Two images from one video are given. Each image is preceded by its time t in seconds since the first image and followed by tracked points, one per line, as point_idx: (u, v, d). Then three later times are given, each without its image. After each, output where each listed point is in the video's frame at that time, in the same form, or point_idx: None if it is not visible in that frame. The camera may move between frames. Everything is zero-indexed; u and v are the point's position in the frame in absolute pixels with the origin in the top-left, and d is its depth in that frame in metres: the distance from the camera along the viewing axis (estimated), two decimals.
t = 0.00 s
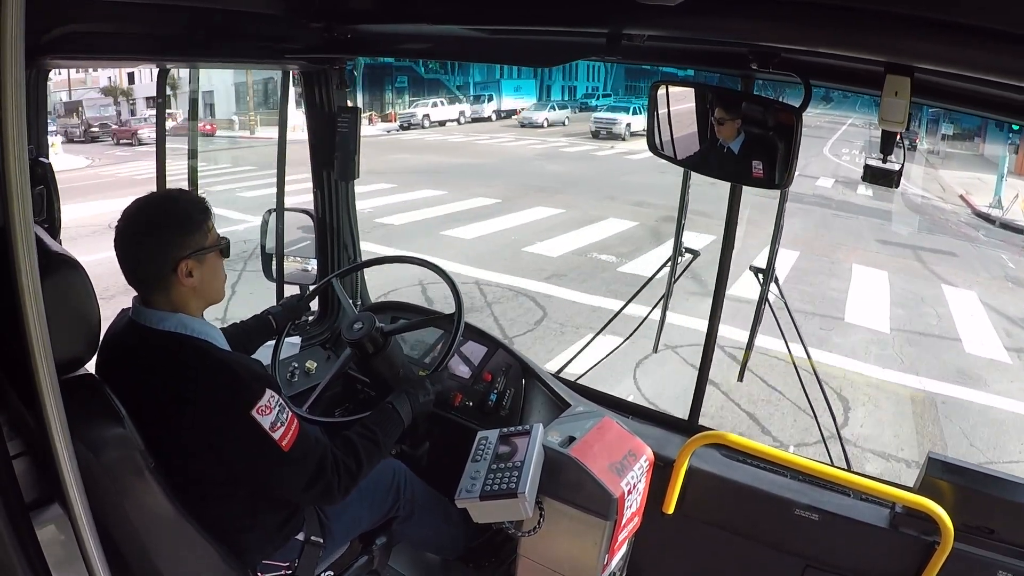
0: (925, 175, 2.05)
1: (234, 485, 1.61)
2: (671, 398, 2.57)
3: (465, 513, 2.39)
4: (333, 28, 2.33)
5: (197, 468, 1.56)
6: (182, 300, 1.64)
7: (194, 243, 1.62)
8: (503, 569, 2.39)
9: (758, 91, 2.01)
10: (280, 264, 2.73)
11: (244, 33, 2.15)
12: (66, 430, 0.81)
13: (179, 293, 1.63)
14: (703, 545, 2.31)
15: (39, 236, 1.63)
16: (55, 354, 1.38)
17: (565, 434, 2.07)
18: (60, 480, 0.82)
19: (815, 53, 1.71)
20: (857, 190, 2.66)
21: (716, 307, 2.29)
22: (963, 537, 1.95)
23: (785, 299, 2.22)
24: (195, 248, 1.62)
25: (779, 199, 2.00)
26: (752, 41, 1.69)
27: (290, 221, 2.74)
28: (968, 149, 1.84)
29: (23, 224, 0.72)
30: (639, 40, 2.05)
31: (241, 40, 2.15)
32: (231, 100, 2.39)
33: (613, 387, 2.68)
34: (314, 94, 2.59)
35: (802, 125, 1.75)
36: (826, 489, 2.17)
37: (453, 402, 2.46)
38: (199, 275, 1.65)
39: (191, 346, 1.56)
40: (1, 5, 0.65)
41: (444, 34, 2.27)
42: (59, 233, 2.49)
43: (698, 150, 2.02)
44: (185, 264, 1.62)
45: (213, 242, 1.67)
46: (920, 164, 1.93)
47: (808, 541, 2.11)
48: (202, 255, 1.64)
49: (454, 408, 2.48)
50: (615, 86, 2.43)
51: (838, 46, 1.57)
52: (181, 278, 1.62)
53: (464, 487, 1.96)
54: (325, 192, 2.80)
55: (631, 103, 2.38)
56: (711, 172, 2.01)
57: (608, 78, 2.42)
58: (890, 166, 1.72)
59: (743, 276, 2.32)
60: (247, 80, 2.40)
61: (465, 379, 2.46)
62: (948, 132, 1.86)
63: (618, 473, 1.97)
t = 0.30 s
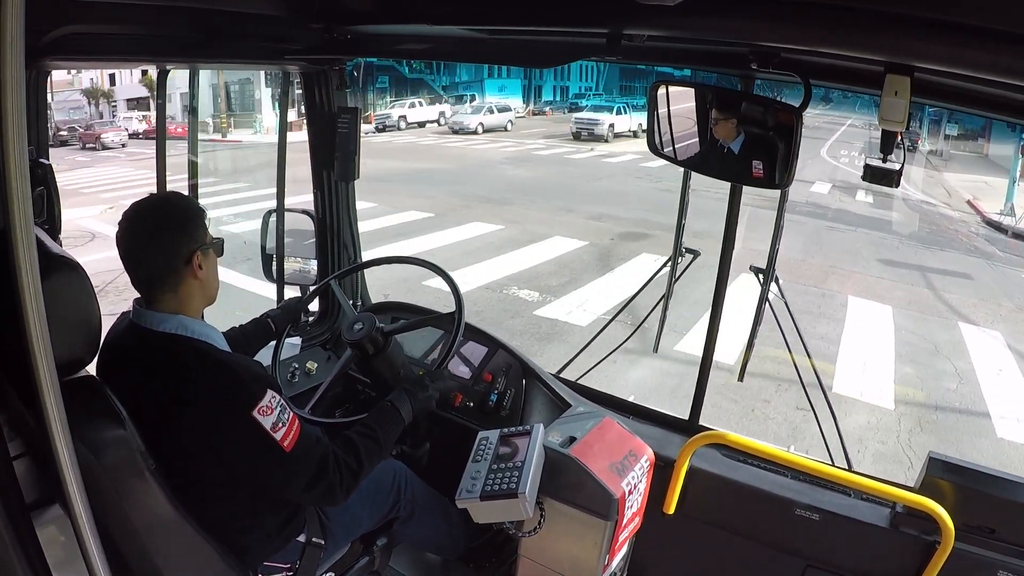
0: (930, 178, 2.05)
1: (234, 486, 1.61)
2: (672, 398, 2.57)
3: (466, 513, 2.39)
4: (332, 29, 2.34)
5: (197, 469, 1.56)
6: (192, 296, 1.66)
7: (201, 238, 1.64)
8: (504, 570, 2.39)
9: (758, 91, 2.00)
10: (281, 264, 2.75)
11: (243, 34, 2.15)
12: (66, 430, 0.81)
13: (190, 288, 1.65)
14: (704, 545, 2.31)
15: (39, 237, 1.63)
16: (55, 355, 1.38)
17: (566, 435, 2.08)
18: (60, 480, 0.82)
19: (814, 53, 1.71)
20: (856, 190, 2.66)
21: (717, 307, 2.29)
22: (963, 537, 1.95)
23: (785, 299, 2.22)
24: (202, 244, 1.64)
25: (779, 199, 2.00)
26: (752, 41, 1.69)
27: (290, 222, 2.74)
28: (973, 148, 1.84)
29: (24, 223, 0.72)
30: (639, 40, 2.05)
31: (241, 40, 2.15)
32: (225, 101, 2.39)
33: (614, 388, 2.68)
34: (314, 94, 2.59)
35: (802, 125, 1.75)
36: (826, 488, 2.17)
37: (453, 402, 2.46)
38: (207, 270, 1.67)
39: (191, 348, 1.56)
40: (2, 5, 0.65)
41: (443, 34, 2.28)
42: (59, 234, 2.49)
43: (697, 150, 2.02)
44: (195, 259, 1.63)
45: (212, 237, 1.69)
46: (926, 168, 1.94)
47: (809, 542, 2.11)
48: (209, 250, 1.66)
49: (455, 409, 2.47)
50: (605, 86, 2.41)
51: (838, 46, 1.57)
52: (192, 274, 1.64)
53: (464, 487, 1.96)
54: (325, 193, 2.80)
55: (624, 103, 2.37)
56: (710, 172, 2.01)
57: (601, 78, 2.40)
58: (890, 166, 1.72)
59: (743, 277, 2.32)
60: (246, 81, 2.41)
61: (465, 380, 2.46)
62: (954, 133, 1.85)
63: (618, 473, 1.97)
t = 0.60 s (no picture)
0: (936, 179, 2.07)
1: (233, 486, 1.61)
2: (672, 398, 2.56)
3: (466, 513, 2.39)
4: (332, 29, 2.34)
5: (196, 469, 1.56)
6: (193, 292, 1.66)
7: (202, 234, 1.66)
8: (503, 570, 2.39)
9: (757, 91, 2.01)
10: (280, 266, 2.73)
11: (244, 35, 2.15)
12: (66, 431, 0.81)
13: (192, 284, 1.66)
14: (704, 546, 2.31)
15: (37, 237, 1.63)
16: (53, 356, 1.37)
17: (566, 435, 2.08)
18: (59, 482, 0.82)
19: (813, 53, 1.71)
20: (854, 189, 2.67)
21: (716, 308, 2.29)
22: (963, 537, 1.95)
23: (785, 299, 2.22)
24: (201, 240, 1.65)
25: (779, 200, 2.00)
26: (752, 41, 1.69)
27: (290, 222, 2.73)
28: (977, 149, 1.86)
29: (25, 224, 0.72)
30: (639, 40, 2.05)
31: (242, 42, 2.15)
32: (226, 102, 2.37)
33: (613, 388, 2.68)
34: (314, 95, 2.60)
35: (802, 125, 1.75)
36: (826, 488, 2.17)
37: (452, 402, 2.46)
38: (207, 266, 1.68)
39: (191, 346, 1.56)
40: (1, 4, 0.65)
41: (443, 34, 2.28)
42: (59, 235, 2.49)
43: (697, 151, 2.02)
44: (198, 255, 1.65)
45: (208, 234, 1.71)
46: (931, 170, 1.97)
47: (808, 541, 2.11)
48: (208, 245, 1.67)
49: (454, 409, 2.47)
50: (600, 85, 2.47)
51: (838, 46, 1.57)
52: (194, 269, 1.65)
53: (464, 487, 1.96)
54: (325, 194, 2.81)
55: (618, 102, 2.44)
56: (710, 173, 2.01)
57: (594, 77, 2.46)
58: (890, 166, 1.72)
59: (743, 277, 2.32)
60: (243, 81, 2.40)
61: (464, 380, 2.46)
62: (959, 134, 1.87)
63: (618, 473, 1.97)
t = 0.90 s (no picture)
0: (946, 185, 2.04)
1: (234, 488, 1.61)
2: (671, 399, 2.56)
3: (466, 514, 2.39)
4: (333, 30, 2.32)
5: (197, 471, 1.56)
6: (187, 297, 1.65)
7: (199, 239, 1.62)
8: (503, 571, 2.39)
9: (756, 92, 2.01)
10: (280, 266, 2.73)
11: (243, 35, 2.15)
12: (65, 430, 0.81)
13: (185, 289, 1.64)
14: (704, 547, 2.31)
15: (38, 239, 1.63)
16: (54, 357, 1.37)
17: (566, 436, 2.07)
18: (58, 482, 0.81)
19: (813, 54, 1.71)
20: (855, 190, 2.67)
21: (716, 308, 2.29)
22: (963, 537, 1.95)
23: (785, 300, 2.21)
24: (198, 247, 1.62)
25: (779, 200, 2.00)
26: (751, 42, 1.69)
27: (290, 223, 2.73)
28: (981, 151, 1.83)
29: (25, 225, 0.72)
30: (638, 41, 2.04)
31: (242, 43, 2.15)
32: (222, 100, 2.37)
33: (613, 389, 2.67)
34: (313, 96, 2.59)
35: (802, 125, 1.75)
36: (826, 489, 2.17)
37: (452, 404, 2.45)
38: (203, 273, 1.66)
39: (192, 349, 1.56)
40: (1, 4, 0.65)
41: (442, 35, 2.28)
42: (59, 236, 2.49)
43: (696, 151, 2.02)
44: (191, 260, 1.62)
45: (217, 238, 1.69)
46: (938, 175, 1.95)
47: (809, 542, 2.11)
48: (205, 253, 1.64)
49: (455, 410, 2.47)
50: (591, 86, 2.46)
51: (837, 47, 1.57)
52: (187, 274, 1.63)
53: (464, 488, 1.96)
54: (325, 195, 2.81)
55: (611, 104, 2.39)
56: (710, 174, 2.01)
57: (587, 77, 2.44)
58: (890, 166, 1.72)
59: (743, 277, 2.32)
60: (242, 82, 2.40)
61: (464, 381, 2.46)
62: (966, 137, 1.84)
63: (618, 474, 1.96)
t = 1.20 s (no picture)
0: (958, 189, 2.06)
1: (234, 488, 1.61)
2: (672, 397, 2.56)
3: (466, 512, 2.39)
4: (333, 29, 2.31)
5: (197, 471, 1.56)
6: (182, 297, 1.65)
7: (189, 239, 1.62)
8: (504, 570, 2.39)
9: (756, 91, 2.01)
10: (280, 264, 2.73)
11: (242, 35, 2.15)
12: (65, 430, 0.81)
13: (177, 289, 1.63)
14: (704, 545, 2.31)
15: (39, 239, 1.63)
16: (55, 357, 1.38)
17: (565, 435, 2.07)
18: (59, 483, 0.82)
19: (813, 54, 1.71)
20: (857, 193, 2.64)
21: (716, 307, 2.28)
22: (962, 536, 1.95)
23: (785, 299, 2.21)
24: (190, 249, 1.62)
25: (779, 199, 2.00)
26: (751, 42, 1.69)
27: (291, 222, 2.73)
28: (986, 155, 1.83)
29: (25, 227, 0.72)
30: (638, 40, 2.05)
31: (242, 42, 2.15)
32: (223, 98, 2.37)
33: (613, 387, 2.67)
34: (313, 95, 2.59)
35: (802, 124, 1.75)
36: (825, 488, 2.17)
37: (453, 403, 2.46)
38: (197, 275, 1.65)
39: (192, 348, 1.56)
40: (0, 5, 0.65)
41: (441, 34, 2.28)
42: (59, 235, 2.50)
43: (697, 150, 2.02)
44: (180, 261, 1.62)
45: (211, 238, 1.68)
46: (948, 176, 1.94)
47: (809, 541, 2.11)
48: (198, 254, 1.64)
49: (455, 409, 2.47)
50: (585, 86, 2.48)
51: (837, 46, 1.57)
52: (177, 275, 1.62)
53: (464, 487, 1.96)
54: (325, 194, 2.80)
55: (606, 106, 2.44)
56: (710, 173, 2.00)
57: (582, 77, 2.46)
58: (890, 165, 1.72)
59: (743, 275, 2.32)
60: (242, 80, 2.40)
61: (464, 380, 2.46)
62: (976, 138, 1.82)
63: (618, 473, 1.97)
